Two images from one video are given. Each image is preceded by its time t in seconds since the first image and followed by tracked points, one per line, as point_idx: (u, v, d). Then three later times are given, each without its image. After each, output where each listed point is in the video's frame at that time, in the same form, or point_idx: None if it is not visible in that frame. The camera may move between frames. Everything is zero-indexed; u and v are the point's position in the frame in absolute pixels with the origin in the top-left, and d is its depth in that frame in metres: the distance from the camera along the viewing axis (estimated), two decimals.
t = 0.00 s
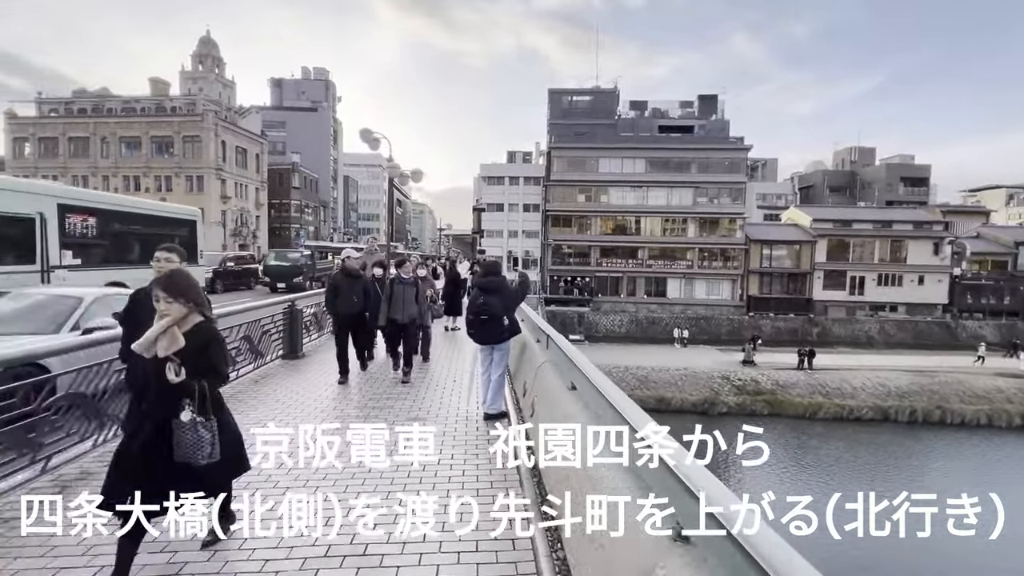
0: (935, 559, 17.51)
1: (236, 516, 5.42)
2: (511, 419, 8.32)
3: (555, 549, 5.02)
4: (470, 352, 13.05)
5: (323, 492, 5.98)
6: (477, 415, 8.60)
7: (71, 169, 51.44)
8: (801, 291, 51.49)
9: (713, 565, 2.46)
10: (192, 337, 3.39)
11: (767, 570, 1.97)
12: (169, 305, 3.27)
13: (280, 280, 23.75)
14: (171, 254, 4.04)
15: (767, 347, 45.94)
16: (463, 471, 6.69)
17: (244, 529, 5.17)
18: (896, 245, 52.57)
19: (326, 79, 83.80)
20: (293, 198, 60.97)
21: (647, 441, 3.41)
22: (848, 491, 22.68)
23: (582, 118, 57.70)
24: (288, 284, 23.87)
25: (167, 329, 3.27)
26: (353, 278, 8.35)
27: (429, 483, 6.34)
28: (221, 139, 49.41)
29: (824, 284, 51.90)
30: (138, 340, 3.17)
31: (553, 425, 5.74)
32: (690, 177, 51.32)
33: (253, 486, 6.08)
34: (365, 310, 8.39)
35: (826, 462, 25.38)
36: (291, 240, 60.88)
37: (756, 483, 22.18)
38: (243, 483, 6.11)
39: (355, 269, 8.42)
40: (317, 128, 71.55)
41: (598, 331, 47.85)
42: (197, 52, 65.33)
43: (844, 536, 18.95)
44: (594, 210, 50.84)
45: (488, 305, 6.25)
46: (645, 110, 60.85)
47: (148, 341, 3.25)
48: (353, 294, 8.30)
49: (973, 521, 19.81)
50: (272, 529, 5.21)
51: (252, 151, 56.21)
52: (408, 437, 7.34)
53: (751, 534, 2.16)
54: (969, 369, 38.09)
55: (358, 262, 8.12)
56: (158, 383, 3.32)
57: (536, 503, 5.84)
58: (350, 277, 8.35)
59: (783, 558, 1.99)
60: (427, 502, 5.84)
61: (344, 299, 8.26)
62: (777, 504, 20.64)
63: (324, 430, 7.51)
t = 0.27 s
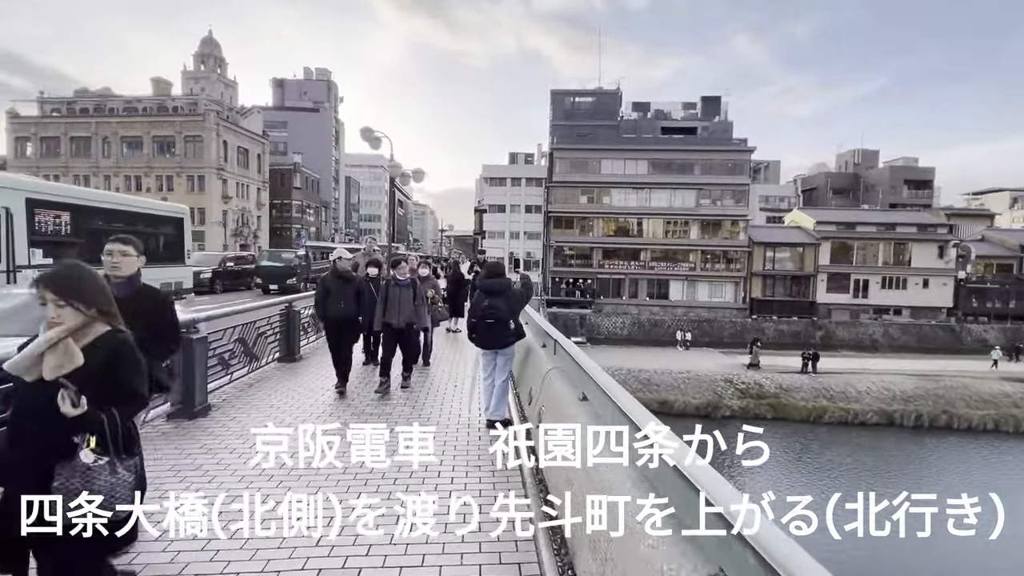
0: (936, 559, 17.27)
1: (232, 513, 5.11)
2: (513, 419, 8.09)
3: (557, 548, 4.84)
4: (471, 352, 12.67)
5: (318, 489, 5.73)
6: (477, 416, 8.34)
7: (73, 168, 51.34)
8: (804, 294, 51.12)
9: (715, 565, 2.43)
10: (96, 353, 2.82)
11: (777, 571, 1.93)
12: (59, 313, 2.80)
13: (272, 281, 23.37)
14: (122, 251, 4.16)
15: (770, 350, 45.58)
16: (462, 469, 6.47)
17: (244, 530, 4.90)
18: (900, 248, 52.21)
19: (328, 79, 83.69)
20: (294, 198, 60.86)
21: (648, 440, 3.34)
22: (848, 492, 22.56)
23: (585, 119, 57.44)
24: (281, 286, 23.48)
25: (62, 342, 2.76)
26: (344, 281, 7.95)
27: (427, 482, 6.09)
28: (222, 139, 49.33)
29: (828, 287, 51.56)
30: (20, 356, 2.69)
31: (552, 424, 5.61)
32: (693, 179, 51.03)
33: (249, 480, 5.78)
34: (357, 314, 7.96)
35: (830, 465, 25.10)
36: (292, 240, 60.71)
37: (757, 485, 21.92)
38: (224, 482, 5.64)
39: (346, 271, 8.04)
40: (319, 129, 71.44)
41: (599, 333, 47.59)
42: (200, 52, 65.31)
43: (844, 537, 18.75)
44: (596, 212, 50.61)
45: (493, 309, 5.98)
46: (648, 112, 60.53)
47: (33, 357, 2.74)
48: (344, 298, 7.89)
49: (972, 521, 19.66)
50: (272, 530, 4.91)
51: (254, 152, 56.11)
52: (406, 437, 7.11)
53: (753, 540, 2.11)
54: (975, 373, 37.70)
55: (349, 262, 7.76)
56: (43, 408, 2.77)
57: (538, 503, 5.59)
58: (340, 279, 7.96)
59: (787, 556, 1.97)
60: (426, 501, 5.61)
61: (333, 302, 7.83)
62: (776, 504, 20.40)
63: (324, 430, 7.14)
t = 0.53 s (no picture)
0: (936, 559, 17.02)
1: (229, 512, 4.79)
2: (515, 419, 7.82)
3: (559, 548, 4.60)
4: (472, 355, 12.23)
5: (314, 485, 5.48)
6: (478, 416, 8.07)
7: (73, 168, 51.16)
8: (807, 296, 50.80)
9: (713, 563, 2.37)
10: None
11: (781, 565, 1.84)
12: None
13: (263, 283, 22.92)
14: (42, 248, 3.31)
15: (773, 353, 45.21)
16: (460, 466, 6.23)
17: (244, 529, 4.58)
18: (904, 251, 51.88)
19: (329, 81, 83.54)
20: (294, 199, 60.70)
21: (648, 441, 3.25)
22: (848, 492, 22.48)
23: (586, 120, 57.21)
24: (273, 288, 23.03)
25: None
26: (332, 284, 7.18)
27: (424, 480, 5.84)
28: (223, 139, 49.19)
29: (831, 290, 51.24)
30: None
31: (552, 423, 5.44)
32: (695, 181, 50.76)
33: (254, 478, 5.43)
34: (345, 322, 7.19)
35: (833, 469, 24.78)
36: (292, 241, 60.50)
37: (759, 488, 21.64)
38: (211, 482, 5.22)
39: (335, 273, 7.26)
40: (320, 129, 71.26)
41: (601, 336, 47.35)
42: (201, 53, 65.25)
43: (843, 537, 18.59)
44: (598, 213, 50.39)
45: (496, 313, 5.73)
46: (650, 113, 60.24)
47: None
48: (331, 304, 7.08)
49: (972, 520, 19.46)
50: (273, 530, 4.61)
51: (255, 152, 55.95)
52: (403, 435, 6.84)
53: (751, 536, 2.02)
54: (981, 377, 37.34)
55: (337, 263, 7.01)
56: None
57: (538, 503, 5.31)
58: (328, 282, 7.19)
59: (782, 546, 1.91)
60: (423, 499, 5.35)
61: (320, 308, 7.01)
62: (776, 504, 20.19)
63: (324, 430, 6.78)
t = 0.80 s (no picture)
0: (937, 558, 17.10)
1: (232, 514, 4.52)
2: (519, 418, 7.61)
3: (566, 550, 4.37)
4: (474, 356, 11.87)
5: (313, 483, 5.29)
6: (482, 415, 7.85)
7: (73, 168, 50.97)
8: (809, 298, 50.52)
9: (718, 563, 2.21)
10: None
11: (795, 567, 1.65)
12: None
13: (257, 285, 22.65)
14: None
15: (775, 355, 45.00)
16: (461, 464, 6.05)
17: (244, 529, 4.34)
18: (907, 253, 51.61)
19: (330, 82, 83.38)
20: (295, 200, 60.59)
21: (646, 438, 3.03)
22: (848, 492, 22.40)
23: (588, 121, 57.00)
24: (266, 291, 22.75)
25: None
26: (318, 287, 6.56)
27: (425, 477, 5.65)
28: (224, 140, 49.06)
29: (834, 292, 50.94)
30: None
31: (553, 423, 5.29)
32: (697, 182, 50.48)
33: (260, 480, 5.16)
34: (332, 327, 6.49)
35: (837, 472, 24.53)
36: (293, 242, 60.36)
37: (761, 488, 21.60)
38: (202, 481, 4.91)
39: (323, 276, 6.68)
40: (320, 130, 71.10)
41: (603, 338, 47.13)
42: (202, 53, 65.00)
43: (844, 537, 18.68)
44: (599, 215, 50.15)
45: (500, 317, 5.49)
46: (652, 114, 59.94)
47: None
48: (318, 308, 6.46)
49: (972, 520, 19.42)
50: (272, 530, 4.36)
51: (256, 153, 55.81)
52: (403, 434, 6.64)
53: (758, 533, 1.88)
54: (985, 380, 37.06)
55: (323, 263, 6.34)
56: None
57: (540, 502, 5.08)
58: (314, 285, 6.57)
59: (779, 536, 1.80)
60: (424, 497, 5.17)
61: (307, 315, 6.42)
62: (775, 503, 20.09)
63: (324, 430, 6.52)
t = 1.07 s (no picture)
0: (937, 559, 17.16)
1: (232, 512, 4.31)
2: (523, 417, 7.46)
3: (571, 544, 4.23)
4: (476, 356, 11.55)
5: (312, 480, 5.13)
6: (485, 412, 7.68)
7: (74, 169, 50.80)
8: (813, 300, 50.14)
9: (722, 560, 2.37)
10: None
11: (811, 564, 1.75)
12: None
13: (246, 288, 22.13)
14: None
15: (779, 358, 44.69)
16: (466, 459, 5.91)
17: (244, 529, 4.12)
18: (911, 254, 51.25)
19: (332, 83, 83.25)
20: (296, 201, 60.39)
21: (646, 439, 3.32)
22: (847, 491, 22.32)
23: (590, 122, 56.70)
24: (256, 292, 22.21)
25: None
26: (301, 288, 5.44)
27: (428, 472, 5.52)
28: (225, 141, 48.89)
29: (837, 294, 50.57)
30: None
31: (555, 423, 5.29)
32: (700, 183, 50.18)
33: (257, 480, 4.93)
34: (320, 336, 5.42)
35: (843, 474, 24.23)
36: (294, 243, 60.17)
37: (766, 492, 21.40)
38: (198, 480, 4.70)
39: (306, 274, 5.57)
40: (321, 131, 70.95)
41: (604, 339, 46.72)
42: (202, 54, 64.83)
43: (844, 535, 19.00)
44: (601, 216, 49.86)
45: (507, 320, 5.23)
46: (654, 115, 59.72)
47: None
48: (303, 313, 5.37)
49: (972, 521, 19.45)
50: (272, 530, 4.14)
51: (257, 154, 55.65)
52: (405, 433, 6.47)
53: (758, 527, 2.13)
54: (991, 382, 36.76)
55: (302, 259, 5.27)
56: None
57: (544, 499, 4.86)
58: (296, 286, 5.45)
59: (789, 531, 1.91)
60: (427, 492, 5.03)
61: (287, 319, 5.35)
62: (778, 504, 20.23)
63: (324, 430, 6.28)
